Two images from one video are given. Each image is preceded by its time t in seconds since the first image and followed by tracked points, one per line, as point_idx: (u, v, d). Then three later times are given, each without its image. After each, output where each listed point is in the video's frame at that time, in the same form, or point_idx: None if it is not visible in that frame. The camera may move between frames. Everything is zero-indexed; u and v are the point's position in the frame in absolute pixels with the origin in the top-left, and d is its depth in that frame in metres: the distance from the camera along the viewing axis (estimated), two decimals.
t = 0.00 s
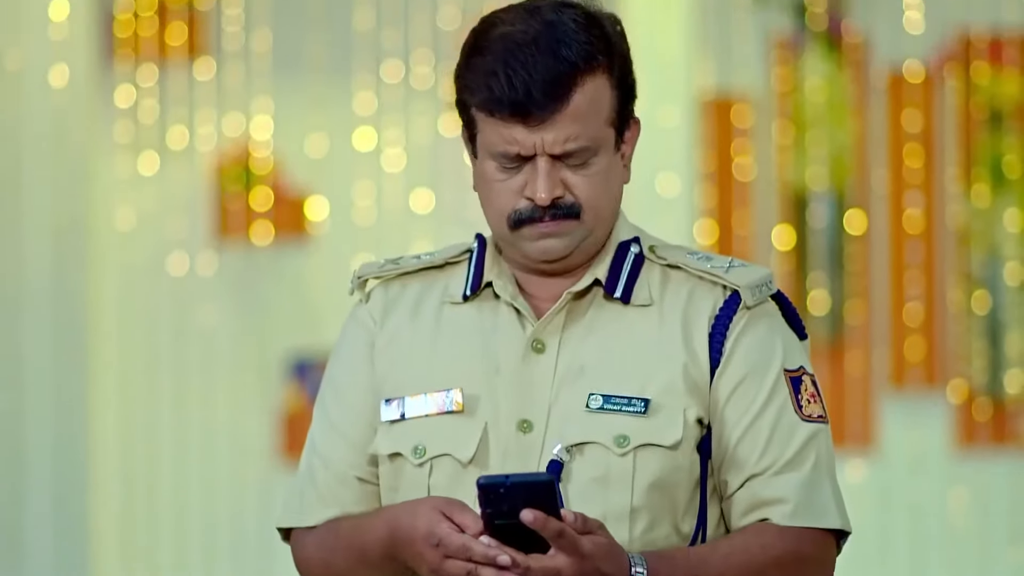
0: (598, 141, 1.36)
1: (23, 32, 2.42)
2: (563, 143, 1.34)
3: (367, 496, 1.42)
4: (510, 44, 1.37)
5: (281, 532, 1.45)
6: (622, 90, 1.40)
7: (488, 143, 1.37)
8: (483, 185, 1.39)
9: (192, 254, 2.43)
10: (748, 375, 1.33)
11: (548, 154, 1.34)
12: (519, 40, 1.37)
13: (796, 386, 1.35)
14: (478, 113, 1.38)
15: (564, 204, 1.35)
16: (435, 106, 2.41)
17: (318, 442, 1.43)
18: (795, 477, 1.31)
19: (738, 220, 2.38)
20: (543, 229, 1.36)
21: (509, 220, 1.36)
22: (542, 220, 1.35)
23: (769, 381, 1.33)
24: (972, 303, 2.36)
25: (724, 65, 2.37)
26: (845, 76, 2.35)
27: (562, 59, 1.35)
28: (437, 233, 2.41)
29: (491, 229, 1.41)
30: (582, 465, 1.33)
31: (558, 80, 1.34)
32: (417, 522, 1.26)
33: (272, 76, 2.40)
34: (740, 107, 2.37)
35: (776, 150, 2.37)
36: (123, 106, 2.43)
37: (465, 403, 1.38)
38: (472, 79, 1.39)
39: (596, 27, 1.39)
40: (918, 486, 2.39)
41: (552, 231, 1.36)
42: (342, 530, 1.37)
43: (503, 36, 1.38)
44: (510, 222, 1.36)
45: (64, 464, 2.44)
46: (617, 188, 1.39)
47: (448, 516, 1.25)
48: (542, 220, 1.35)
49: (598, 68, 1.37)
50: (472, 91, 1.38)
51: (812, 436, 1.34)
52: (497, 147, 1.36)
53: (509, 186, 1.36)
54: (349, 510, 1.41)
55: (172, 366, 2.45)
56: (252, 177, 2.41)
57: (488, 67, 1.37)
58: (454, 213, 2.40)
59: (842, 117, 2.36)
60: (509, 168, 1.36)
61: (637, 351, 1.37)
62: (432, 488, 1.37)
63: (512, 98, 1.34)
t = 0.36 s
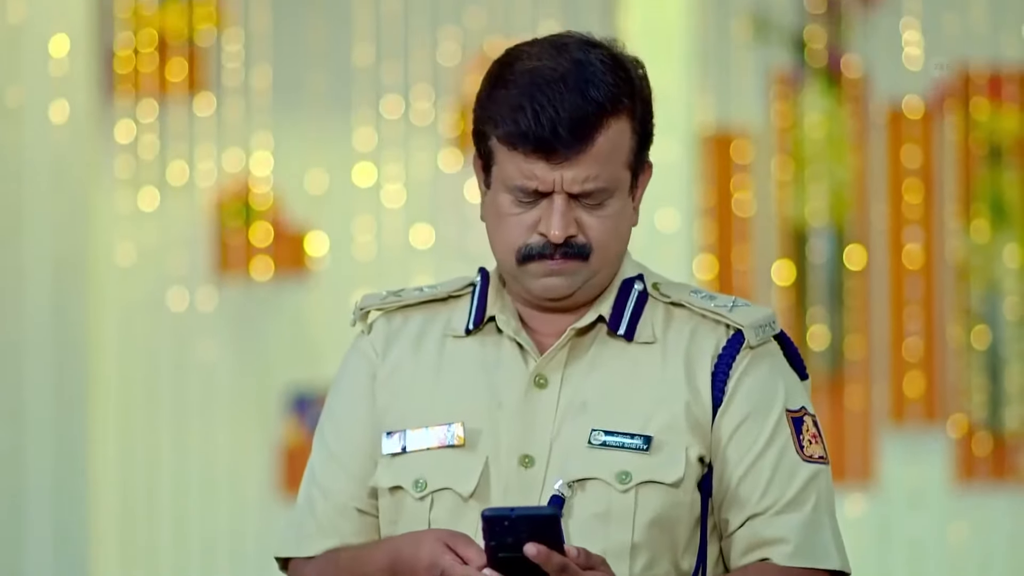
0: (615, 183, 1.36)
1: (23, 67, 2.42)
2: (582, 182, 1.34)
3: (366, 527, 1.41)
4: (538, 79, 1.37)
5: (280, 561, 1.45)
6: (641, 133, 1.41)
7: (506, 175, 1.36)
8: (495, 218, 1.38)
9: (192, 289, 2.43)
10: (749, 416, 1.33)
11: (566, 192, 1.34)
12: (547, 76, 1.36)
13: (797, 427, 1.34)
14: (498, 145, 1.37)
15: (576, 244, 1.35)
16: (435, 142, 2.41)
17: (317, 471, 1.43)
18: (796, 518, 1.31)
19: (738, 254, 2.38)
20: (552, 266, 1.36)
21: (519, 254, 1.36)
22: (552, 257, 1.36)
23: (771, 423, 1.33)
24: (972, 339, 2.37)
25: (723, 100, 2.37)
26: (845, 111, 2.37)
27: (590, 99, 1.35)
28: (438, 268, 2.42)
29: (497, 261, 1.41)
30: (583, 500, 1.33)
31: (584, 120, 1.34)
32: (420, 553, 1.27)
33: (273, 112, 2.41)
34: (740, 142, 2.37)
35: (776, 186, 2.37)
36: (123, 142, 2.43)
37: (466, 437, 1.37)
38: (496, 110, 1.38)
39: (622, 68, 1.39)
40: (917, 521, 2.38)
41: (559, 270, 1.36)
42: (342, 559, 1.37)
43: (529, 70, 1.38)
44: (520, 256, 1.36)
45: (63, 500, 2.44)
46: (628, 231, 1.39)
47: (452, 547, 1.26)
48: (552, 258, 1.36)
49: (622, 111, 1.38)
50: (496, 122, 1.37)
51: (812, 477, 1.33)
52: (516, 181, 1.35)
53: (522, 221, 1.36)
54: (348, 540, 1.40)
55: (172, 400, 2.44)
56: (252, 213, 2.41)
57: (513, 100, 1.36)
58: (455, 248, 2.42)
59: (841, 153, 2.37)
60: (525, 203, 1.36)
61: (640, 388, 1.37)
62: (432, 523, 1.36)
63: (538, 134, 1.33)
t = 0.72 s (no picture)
0: (619, 196, 1.36)
1: (24, 78, 2.42)
2: (586, 194, 1.34)
3: (365, 537, 1.41)
4: (545, 90, 1.37)
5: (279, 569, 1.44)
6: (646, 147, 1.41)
7: (510, 185, 1.36)
8: (499, 228, 1.38)
9: (192, 300, 2.42)
10: (751, 428, 1.33)
11: (569, 203, 1.34)
12: (555, 88, 1.37)
13: (798, 440, 1.34)
14: (503, 155, 1.37)
15: (577, 255, 1.35)
16: (435, 152, 2.42)
17: (317, 480, 1.42)
18: (796, 531, 1.30)
19: (738, 265, 2.38)
20: (552, 277, 1.36)
21: (520, 264, 1.36)
22: (553, 268, 1.36)
23: (773, 436, 1.33)
24: (972, 350, 2.37)
25: (723, 109, 2.38)
26: (845, 122, 2.37)
27: (597, 112, 1.35)
28: (438, 279, 2.42)
29: (499, 271, 1.41)
30: (583, 512, 1.32)
31: (589, 132, 1.34)
32: (420, 561, 1.27)
33: (273, 123, 2.41)
34: (740, 153, 2.37)
35: (776, 197, 2.38)
36: (123, 153, 2.43)
37: (466, 448, 1.37)
38: (502, 120, 1.38)
39: (629, 82, 1.39)
40: (917, 532, 2.38)
41: (560, 281, 1.36)
42: (345, 565, 1.35)
43: (537, 80, 1.38)
44: (520, 265, 1.36)
45: (63, 509, 2.44)
46: (630, 244, 1.39)
47: (453, 557, 1.26)
48: (553, 269, 1.36)
49: (628, 124, 1.38)
50: (501, 131, 1.37)
51: (813, 491, 1.33)
52: (519, 191, 1.35)
53: (525, 231, 1.36)
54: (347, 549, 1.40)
55: (172, 411, 2.44)
56: (252, 223, 2.41)
57: (520, 110, 1.36)
58: (454, 259, 2.42)
59: (841, 164, 2.37)
60: (528, 213, 1.36)
61: (642, 401, 1.37)
62: (431, 533, 1.36)
63: (543, 144, 1.33)
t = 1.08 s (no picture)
0: (617, 199, 1.36)
1: (24, 81, 2.42)
2: (584, 197, 1.34)
3: (366, 540, 1.41)
4: (544, 92, 1.37)
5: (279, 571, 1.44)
6: (645, 150, 1.41)
7: (508, 188, 1.37)
8: (498, 231, 1.38)
9: (192, 303, 2.42)
10: (752, 431, 1.33)
11: (568, 206, 1.34)
12: (553, 90, 1.37)
13: (800, 443, 1.34)
14: (501, 157, 1.37)
15: (576, 258, 1.35)
16: (436, 155, 2.42)
17: (318, 482, 1.42)
18: (798, 534, 1.30)
19: (738, 269, 2.38)
20: (551, 280, 1.36)
21: (519, 267, 1.36)
22: (551, 271, 1.35)
23: (774, 438, 1.33)
24: (972, 353, 2.37)
25: (723, 112, 2.38)
26: (844, 125, 2.37)
27: (594, 114, 1.35)
28: (438, 282, 2.42)
29: (499, 274, 1.41)
30: (584, 515, 1.32)
31: (587, 135, 1.34)
32: (422, 564, 1.26)
33: (273, 126, 2.41)
34: (740, 157, 2.38)
35: (776, 201, 2.38)
36: (123, 156, 2.43)
37: (467, 451, 1.37)
38: (500, 122, 1.38)
39: (628, 84, 1.39)
40: (917, 534, 2.38)
41: (559, 284, 1.36)
42: (346, 567, 1.35)
43: (535, 83, 1.38)
44: (520, 268, 1.36)
45: (63, 511, 2.44)
46: (628, 248, 1.39)
47: (455, 560, 1.25)
48: (551, 271, 1.35)
49: (626, 126, 1.38)
50: (499, 134, 1.37)
51: (814, 493, 1.32)
52: (518, 194, 1.35)
53: (524, 234, 1.36)
54: (347, 551, 1.40)
55: (172, 414, 2.44)
56: (252, 227, 2.41)
57: (518, 113, 1.36)
58: (454, 262, 2.42)
59: (840, 168, 2.37)
60: (526, 215, 1.36)
61: (642, 404, 1.37)
62: (432, 536, 1.36)
63: (541, 147, 1.33)
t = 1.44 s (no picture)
0: (612, 199, 1.36)
1: (24, 84, 2.42)
2: (577, 197, 1.34)
3: (366, 540, 1.41)
4: (537, 93, 1.37)
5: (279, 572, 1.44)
6: (641, 150, 1.41)
7: (504, 190, 1.37)
8: (495, 234, 1.38)
9: (192, 305, 2.42)
10: (754, 431, 1.32)
11: (562, 206, 1.34)
12: (546, 91, 1.37)
13: (802, 443, 1.34)
14: (496, 160, 1.38)
15: (572, 259, 1.35)
16: (435, 158, 2.41)
17: (317, 483, 1.42)
18: (800, 534, 1.30)
19: (738, 271, 2.39)
20: (548, 282, 1.36)
21: (517, 269, 1.36)
22: (548, 273, 1.35)
23: (775, 438, 1.33)
24: (972, 355, 2.36)
25: (723, 114, 2.38)
26: (844, 127, 2.37)
27: (586, 114, 1.35)
28: (438, 284, 2.42)
29: (499, 277, 1.41)
30: (585, 516, 1.32)
31: (579, 135, 1.34)
32: (423, 563, 1.26)
33: (273, 128, 2.41)
34: (739, 159, 2.38)
35: (775, 203, 2.38)
36: (123, 158, 2.43)
37: (467, 452, 1.37)
38: (494, 125, 1.38)
39: (623, 85, 1.39)
40: (918, 535, 2.38)
41: (558, 286, 1.36)
42: (345, 568, 1.35)
43: (529, 84, 1.38)
44: (518, 271, 1.36)
45: (63, 513, 2.44)
46: (626, 248, 1.39)
47: (455, 559, 1.25)
48: (548, 273, 1.35)
49: (620, 127, 1.37)
50: (493, 136, 1.38)
51: (816, 493, 1.32)
52: (512, 195, 1.35)
53: (519, 236, 1.36)
54: (347, 552, 1.40)
55: (172, 416, 2.44)
56: (252, 229, 2.41)
57: (511, 114, 1.37)
58: (454, 264, 2.41)
59: (840, 170, 2.37)
60: (521, 217, 1.36)
61: (643, 406, 1.36)
62: (432, 537, 1.36)
63: (532, 147, 1.33)
